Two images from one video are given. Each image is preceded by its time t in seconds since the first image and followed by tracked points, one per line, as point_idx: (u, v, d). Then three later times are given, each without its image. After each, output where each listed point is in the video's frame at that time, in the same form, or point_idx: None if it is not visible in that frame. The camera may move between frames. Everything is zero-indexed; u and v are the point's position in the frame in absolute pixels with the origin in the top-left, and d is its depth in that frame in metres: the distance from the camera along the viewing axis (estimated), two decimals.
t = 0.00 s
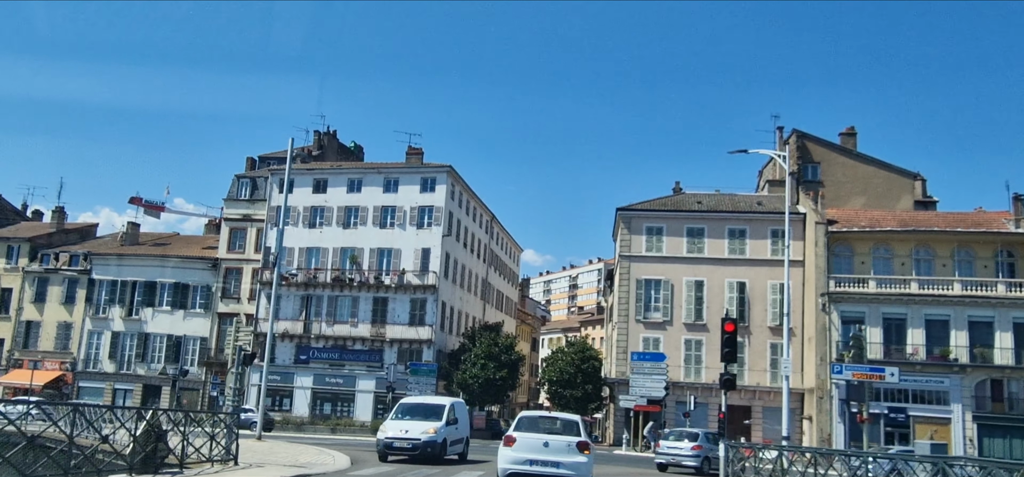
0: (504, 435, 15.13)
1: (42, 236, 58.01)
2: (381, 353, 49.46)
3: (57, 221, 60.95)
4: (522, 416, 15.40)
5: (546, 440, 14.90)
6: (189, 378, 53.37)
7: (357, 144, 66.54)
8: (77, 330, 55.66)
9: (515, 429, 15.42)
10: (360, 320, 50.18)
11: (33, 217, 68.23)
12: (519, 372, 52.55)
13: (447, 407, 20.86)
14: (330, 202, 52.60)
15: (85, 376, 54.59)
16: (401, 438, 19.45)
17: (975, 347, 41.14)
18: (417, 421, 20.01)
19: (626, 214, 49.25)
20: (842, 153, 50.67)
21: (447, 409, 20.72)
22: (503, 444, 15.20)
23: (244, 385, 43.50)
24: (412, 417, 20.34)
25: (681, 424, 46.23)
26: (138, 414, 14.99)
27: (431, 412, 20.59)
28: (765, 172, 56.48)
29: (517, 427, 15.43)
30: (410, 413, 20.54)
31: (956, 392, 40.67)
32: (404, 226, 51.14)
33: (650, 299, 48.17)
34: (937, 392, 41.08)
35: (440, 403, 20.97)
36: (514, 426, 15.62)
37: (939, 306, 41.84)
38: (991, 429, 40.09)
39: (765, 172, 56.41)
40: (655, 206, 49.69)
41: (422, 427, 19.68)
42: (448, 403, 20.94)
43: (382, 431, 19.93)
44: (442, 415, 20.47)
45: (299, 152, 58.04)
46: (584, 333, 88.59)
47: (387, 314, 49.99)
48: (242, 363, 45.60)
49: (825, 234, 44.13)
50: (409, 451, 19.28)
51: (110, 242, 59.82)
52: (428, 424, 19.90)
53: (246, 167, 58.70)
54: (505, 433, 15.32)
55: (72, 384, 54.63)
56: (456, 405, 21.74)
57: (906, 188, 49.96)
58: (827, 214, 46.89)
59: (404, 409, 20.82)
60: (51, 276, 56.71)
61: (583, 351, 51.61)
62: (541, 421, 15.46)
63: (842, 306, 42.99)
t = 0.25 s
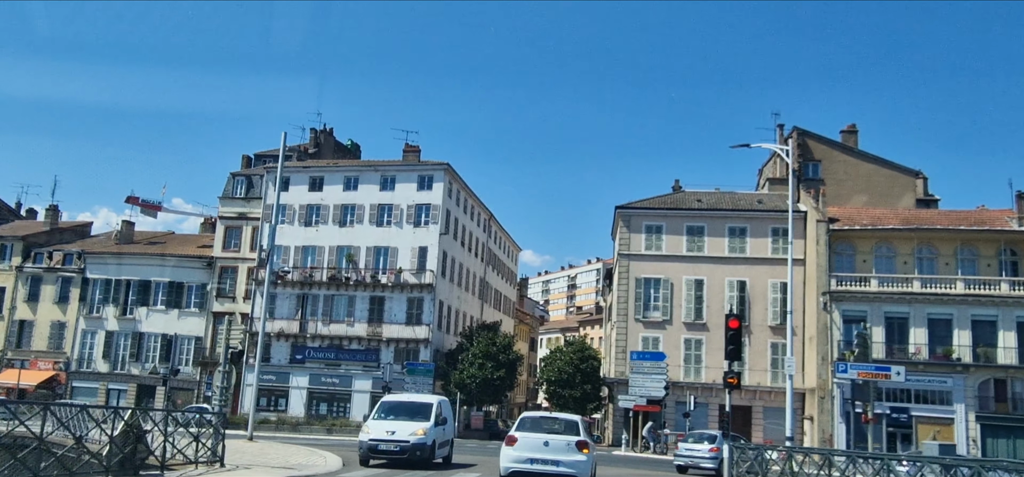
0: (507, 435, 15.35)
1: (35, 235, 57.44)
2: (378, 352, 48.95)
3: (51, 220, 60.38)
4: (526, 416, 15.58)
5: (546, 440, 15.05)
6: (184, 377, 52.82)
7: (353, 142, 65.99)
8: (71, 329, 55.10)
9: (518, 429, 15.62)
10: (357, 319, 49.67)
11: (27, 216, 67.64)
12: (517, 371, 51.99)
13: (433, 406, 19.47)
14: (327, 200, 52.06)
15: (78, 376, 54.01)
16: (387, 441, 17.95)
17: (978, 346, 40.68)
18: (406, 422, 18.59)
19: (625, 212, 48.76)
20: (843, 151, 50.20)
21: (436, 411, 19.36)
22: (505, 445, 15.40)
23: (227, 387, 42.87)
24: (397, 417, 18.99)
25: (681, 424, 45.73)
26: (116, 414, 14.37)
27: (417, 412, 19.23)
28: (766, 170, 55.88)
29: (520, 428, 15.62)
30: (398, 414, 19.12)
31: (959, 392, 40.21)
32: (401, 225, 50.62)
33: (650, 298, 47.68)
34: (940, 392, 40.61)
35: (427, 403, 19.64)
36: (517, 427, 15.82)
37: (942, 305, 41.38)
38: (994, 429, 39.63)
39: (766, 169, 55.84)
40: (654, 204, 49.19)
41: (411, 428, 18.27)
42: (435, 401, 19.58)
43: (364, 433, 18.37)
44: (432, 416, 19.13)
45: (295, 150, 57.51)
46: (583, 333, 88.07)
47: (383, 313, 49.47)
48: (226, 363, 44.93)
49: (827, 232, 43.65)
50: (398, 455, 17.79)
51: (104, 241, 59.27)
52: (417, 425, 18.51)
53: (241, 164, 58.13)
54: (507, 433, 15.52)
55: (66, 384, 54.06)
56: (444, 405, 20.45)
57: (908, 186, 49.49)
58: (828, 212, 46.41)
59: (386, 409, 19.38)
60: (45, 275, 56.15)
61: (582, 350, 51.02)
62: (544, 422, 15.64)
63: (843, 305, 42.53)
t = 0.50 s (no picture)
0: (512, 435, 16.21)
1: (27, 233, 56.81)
2: (374, 351, 48.36)
3: (44, 218, 59.73)
4: (531, 417, 16.48)
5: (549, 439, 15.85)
6: (177, 377, 52.20)
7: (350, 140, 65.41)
8: (64, 328, 54.46)
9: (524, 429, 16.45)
10: (353, 318, 49.07)
11: (21, 214, 66.99)
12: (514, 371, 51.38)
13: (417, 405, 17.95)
14: (322, 198, 51.45)
15: (71, 375, 53.35)
16: (369, 445, 16.32)
17: (982, 346, 40.13)
18: (389, 423, 16.98)
19: (625, 210, 48.21)
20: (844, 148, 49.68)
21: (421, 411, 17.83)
22: (510, 443, 16.23)
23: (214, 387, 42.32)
24: (377, 417, 17.44)
25: (681, 425, 45.14)
26: (85, 414, 13.77)
27: (400, 413, 17.66)
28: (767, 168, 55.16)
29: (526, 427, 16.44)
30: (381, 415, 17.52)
31: (963, 391, 39.65)
32: (398, 222, 50.02)
33: (649, 297, 47.12)
34: (943, 392, 40.06)
35: (412, 403, 18.07)
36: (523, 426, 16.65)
37: (945, 303, 40.83)
38: (998, 430, 39.06)
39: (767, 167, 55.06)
40: (654, 202, 48.64)
41: (395, 430, 16.69)
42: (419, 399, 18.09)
43: (342, 435, 16.71)
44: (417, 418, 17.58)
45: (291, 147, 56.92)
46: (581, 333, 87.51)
47: (379, 312, 48.87)
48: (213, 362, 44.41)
49: (828, 230, 43.11)
50: (380, 460, 16.16)
51: (98, 239, 58.63)
52: (401, 426, 16.93)
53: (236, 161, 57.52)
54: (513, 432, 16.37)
55: (58, 383, 53.38)
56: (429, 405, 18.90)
57: (910, 183, 48.94)
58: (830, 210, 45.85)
59: (364, 409, 17.80)
60: (37, 273, 55.51)
61: (581, 350, 50.43)
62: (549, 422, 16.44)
63: (845, 304, 41.98)
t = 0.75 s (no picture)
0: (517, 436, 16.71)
1: (20, 231, 56.23)
2: (370, 351, 47.83)
3: (37, 216, 59.14)
4: (538, 417, 16.99)
5: (553, 439, 16.38)
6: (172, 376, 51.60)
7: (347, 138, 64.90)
8: (57, 327, 53.89)
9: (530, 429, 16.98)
10: (349, 317, 48.55)
11: (15, 212, 66.39)
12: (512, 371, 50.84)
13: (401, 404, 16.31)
14: (318, 195, 50.93)
15: (64, 375, 52.74)
16: (348, 449, 14.68)
17: (985, 345, 39.67)
18: (371, 425, 15.32)
19: (624, 208, 47.72)
20: (846, 145, 49.17)
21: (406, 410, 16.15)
22: (517, 443, 16.74)
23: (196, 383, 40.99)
24: (356, 416, 15.80)
25: (681, 425, 44.67)
26: (58, 413, 12.92)
27: (382, 411, 16.01)
28: (767, 164, 54.84)
29: (530, 428, 16.95)
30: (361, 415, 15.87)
31: (966, 391, 39.19)
32: (395, 220, 49.51)
33: (648, 296, 46.64)
34: (946, 392, 39.59)
35: (395, 401, 16.43)
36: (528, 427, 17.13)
37: (948, 303, 40.36)
38: (1002, 430, 38.60)
39: (768, 164, 54.68)
40: (654, 200, 48.14)
41: (377, 432, 15.03)
42: (404, 397, 16.46)
43: (316, 438, 15.06)
44: (402, 418, 15.91)
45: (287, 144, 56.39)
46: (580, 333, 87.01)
47: (376, 311, 48.35)
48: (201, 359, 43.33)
49: (830, 228, 42.68)
50: (360, 466, 14.51)
51: (92, 237, 58.06)
52: (384, 427, 15.30)
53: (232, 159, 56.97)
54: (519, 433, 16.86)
55: (52, 383, 52.76)
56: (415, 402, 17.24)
57: (912, 181, 48.45)
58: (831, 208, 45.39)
59: (342, 407, 16.13)
60: (30, 271, 54.94)
61: (580, 349, 49.96)
62: (554, 422, 16.95)
63: (847, 303, 41.51)
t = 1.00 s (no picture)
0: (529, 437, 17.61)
1: (12, 230, 55.64)
2: (366, 350, 47.23)
3: (30, 214, 58.52)
4: (550, 419, 17.84)
5: (562, 439, 17.23)
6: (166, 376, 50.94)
7: (343, 135, 64.32)
8: (50, 326, 53.27)
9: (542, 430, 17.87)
10: (345, 315, 47.96)
11: (8, 210, 65.79)
12: (510, 370, 50.26)
13: (377, 402, 14.20)
14: (314, 193, 50.34)
15: (56, 374, 52.12)
16: (310, 454, 12.56)
17: (989, 344, 39.13)
18: (339, 426, 13.20)
19: (623, 205, 47.17)
20: (848, 143, 48.63)
21: (382, 409, 14.04)
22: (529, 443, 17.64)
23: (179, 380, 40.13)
24: (324, 416, 13.71)
25: (680, 425, 44.12)
26: (24, 413, 12.37)
27: (354, 410, 13.91)
28: (767, 162, 54.31)
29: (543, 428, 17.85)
30: (328, 414, 13.78)
31: (970, 391, 38.65)
32: (391, 218, 48.92)
33: (648, 295, 46.08)
34: (950, 392, 39.05)
35: (370, 398, 14.34)
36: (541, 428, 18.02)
37: (952, 301, 39.83)
38: (1006, 431, 38.06)
39: (768, 162, 54.15)
40: (653, 197, 47.59)
41: (347, 434, 12.91)
42: (381, 394, 14.36)
43: (273, 440, 12.94)
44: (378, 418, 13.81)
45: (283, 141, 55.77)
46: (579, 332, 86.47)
47: (372, 310, 47.76)
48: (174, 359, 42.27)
49: (832, 226, 42.17)
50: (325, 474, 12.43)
51: (86, 235, 57.44)
52: (356, 428, 13.18)
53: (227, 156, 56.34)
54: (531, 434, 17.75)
55: (44, 382, 52.15)
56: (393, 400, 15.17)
57: (915, 179, 47.89)
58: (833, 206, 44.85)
59: (308, 405, 14.01)
60: (22, 269, 54.33)
61: (578, 349, 49.42)
62: (564, 423, 17.78)
63: (849, 302, 40.97)
